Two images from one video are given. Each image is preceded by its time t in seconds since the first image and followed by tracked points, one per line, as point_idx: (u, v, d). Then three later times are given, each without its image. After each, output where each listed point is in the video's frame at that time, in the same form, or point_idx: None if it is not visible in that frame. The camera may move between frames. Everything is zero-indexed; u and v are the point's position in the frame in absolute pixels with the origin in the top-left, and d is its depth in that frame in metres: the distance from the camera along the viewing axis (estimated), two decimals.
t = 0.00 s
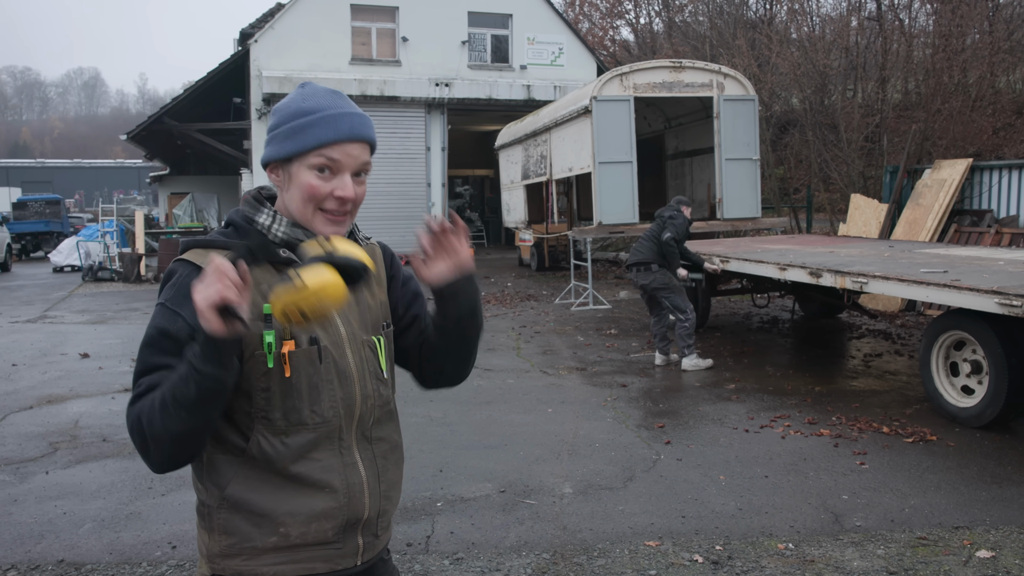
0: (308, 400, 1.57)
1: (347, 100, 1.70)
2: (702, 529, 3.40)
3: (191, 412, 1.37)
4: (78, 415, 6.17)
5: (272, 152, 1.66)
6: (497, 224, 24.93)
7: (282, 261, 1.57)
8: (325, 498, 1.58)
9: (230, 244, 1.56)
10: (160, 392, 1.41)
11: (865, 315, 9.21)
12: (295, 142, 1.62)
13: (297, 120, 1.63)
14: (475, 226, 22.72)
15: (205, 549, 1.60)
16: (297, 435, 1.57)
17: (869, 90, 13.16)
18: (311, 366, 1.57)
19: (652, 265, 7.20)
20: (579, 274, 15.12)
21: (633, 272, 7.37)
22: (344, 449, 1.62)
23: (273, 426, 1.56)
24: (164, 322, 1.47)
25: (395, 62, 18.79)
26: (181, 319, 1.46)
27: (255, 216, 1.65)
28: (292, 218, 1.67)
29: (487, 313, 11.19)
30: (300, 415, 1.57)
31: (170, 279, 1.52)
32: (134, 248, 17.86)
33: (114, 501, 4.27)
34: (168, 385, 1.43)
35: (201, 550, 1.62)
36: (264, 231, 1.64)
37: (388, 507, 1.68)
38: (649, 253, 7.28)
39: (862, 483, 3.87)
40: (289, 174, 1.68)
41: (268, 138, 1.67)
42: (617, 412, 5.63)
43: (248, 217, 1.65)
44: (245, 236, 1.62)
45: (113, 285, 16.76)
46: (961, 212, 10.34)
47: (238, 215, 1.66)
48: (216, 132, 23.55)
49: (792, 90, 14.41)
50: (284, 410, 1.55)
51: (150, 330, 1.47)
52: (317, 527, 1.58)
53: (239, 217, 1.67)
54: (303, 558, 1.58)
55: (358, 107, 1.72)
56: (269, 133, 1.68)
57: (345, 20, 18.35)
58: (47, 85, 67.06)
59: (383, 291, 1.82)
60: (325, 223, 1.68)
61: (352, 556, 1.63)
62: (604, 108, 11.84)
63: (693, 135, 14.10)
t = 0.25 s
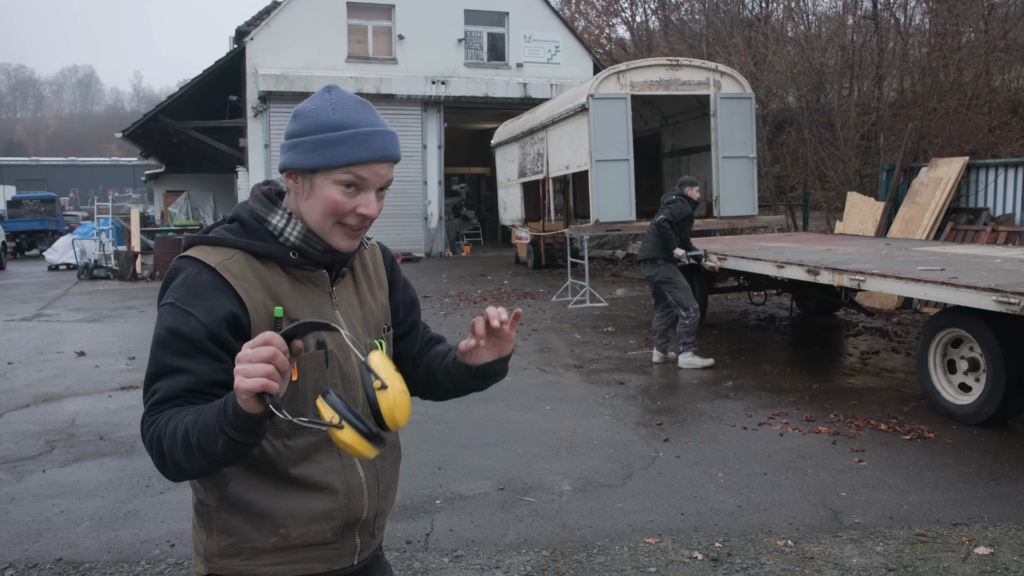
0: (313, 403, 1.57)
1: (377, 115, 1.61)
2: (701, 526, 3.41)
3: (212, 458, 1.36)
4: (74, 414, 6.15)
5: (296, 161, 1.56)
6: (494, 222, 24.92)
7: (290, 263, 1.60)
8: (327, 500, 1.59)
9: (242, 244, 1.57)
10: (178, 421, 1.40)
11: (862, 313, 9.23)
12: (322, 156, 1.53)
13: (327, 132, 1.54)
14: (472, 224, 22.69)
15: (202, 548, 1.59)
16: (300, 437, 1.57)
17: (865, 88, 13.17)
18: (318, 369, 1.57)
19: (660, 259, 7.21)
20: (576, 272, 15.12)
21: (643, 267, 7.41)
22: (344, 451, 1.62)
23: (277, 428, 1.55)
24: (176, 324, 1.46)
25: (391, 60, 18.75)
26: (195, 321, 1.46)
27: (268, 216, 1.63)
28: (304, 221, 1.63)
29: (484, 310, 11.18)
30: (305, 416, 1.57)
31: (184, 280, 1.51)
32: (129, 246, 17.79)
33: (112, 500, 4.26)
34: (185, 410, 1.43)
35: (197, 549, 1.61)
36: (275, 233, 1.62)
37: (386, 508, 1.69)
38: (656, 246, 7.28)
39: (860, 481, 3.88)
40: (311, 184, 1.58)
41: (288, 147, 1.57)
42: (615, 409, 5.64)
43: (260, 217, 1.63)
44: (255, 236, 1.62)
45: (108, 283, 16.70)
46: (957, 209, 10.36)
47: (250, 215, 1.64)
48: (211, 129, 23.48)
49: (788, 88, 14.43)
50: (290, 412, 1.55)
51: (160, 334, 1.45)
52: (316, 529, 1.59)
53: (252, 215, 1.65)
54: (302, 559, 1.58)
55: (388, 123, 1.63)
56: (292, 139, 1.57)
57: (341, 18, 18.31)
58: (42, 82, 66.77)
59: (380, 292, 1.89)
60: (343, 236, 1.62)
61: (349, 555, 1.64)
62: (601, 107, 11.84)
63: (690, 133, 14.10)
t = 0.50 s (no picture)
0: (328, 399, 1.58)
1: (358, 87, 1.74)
2: (699, 520, 3.41)
3: (237, 471, 1.35)
4: (71, 409, 6.13)
5: (349, 154, 1.61)
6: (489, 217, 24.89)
7: (294, 257, 1.60)
8: (349, 494, 1.60)
9: (245, 241, 1.56)
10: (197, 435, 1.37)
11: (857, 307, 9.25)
12: (370, 138, 1.64)
13: (365, 116, 1.65)
14: (467, 218, 22.66)
15: (222, 557, 1.57)
16: (318, 435, 1.56)
17: (861, 83, 13.18)
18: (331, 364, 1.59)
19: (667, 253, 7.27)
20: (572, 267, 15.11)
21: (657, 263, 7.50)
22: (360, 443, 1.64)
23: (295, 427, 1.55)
24: (188, 332, 1.43)
25: (386, 54, 18.68)
26: (207, 328, 1.43)
27: (268, 210, 1.61)
28: (309, 208, 1.64)
29: (481, 305, 11.17)
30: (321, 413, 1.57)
31: (190, 286, 1.47)
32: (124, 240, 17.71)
33: (108, 494, 4.24)
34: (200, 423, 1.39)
35: (217, 559, 1.58)
36: (278, 226, 1.61)
37: (399, 494, 1.73)
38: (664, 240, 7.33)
39: (857, 474, 3.89)
40: (356, 169, 1.65)
41: (332, 140, 1.59)
42: (612, 404, 5.64)
43: (261, 210, 1.61)
44: (257, 232, 1.60)
45: (103, 277, 16.64)
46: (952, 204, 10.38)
47: (250, 211, 1.61)
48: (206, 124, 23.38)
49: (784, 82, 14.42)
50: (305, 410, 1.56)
51: (172, 344, 1.42)
52: (340, 522, 1.60)
53: (250, 212, 1.62)
54: (329, 555, 1.59)
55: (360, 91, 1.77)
56: (331, 134, 1.59)
57: (337, 12, 18.23)
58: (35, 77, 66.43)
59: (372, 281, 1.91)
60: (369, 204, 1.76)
61: (372, 546, 1.67)
62: (597, 101, 11.82)
63: (685, 128, 14.08)
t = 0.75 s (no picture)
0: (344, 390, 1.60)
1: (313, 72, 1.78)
2: (691, 515, 3.42)
3: (285, 478, 1.37)
4: (60, 406, 6.09)
5: (333, 132, 1.65)
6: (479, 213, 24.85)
7: (298, 252, 1.61)
8: (371, 484, 1.63)
9: (252, 241, 1.55)
10: (234, 449, 1.37)
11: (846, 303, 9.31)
12: (342, 115, 1.69)
13: (335, 95, 1.68)
14: (457, 214, 22.63)
15: (248, 566, 1.55)
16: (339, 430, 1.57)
17: (849, 80, 13.21)
18: (344, 355, 1.63)
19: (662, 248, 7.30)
20: (562, 263, 15.12)
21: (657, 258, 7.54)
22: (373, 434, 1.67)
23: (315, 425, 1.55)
24: (211, 342, 1.41)
25: (376, 50, 18.60)
26: (232, 336, 1.42)
27: (265, 205, 1.60)
28: (302, 200, 1.64)
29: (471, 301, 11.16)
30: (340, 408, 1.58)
31: (206, 295, 1.45)
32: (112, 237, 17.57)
33: (99, 492, 4.22)
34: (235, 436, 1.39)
35: (241, 568, 1.56)
36: (277, 222, 1.61)
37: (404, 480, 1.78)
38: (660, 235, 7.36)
39: (847, 469, 3.91)
40: (335, 149, 1.69)
41: (317, 120, 1.62)
42: (603, 400, 5.65)
43: (258, 207, 1.60)
44: (260, 232, 1.59)
45: (91, 274, 16.52)
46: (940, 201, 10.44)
47: (245, 210, 1.60)
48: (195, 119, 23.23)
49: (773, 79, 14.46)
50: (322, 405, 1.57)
51: (195, 358, 1.40)
52: (365, 514, 1.62)
53: (242, 210, 1.61)
54: (356, 548, 1.61)
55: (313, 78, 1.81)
56: (314, 114, 1.62)
57: (326, 7, 18.13)
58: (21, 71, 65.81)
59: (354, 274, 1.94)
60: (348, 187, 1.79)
61: (391, 535, 1.71)
62: (587, 98, 11.81)
63: (675, 125, 14.10)
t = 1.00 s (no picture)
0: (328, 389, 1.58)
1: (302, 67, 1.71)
2: (676, 515, 3.43)
3: (264, 458, 1.34)
4: (39, 407, 6.00)
5: (290, 132, 1.57)
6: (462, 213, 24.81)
7: (282, 250, 1.59)
8: (355, 487, 1.61)
9: (235, 237, 1.52)
10: (214, 434, 1.34)
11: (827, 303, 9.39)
12: (310, 112, 1.60)
13: (304, 91, 1.60)
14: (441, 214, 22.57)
15: (230, 568, 1.53)
16: (323, 429, 1.55)
17: (831, 81, 13.32)
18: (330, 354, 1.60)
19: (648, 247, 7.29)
20: (546, 263, 15.13)
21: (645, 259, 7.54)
22: (359, 434, 1.64)
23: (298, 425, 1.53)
24: (192, 336, 1.39)
25: (359, 49, 18.52)
26: (213, 329, 1.40)
27: (246, 204, 1.58)
28: (285, 200, 1.61)
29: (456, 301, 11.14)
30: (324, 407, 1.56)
31: (187, 288, 1.43)
32: (92, 236, 17.34)
33: (80, 494, 4.16)
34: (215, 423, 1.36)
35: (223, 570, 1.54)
36: (259, 220, 1.59)
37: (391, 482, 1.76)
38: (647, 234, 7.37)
39: (830, 468, 3.94)
40: (305, 148, 1.61)
41: (270, 119, 1.56)
42: (587, 400, 5.65)
43: (239, 206, 1.58)
44: (242, 229, 1.57)
45: (71, 274, 16.30)
46: (920, 201, 10.56)
47: (225, 208, 1.58)
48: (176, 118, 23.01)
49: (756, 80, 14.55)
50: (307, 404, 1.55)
51: (176, 350, 1.38)
52: (348, 516, 1.61)
53: (225, 208, 1.59)
54: (339, 550, 1.60)
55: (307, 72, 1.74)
56: (266, 115, 1.56)
57: (308, 6, 18.03)
58: None
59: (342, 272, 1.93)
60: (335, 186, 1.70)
61: (376, 537, 1.69)
62: (571, 98, 11.83)
63: (658, 125, 14.14)
